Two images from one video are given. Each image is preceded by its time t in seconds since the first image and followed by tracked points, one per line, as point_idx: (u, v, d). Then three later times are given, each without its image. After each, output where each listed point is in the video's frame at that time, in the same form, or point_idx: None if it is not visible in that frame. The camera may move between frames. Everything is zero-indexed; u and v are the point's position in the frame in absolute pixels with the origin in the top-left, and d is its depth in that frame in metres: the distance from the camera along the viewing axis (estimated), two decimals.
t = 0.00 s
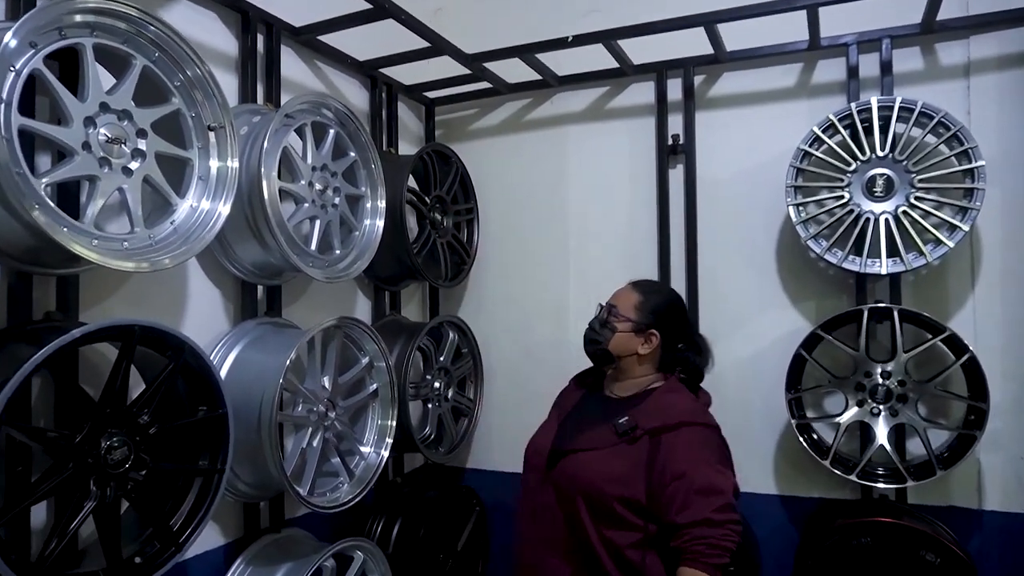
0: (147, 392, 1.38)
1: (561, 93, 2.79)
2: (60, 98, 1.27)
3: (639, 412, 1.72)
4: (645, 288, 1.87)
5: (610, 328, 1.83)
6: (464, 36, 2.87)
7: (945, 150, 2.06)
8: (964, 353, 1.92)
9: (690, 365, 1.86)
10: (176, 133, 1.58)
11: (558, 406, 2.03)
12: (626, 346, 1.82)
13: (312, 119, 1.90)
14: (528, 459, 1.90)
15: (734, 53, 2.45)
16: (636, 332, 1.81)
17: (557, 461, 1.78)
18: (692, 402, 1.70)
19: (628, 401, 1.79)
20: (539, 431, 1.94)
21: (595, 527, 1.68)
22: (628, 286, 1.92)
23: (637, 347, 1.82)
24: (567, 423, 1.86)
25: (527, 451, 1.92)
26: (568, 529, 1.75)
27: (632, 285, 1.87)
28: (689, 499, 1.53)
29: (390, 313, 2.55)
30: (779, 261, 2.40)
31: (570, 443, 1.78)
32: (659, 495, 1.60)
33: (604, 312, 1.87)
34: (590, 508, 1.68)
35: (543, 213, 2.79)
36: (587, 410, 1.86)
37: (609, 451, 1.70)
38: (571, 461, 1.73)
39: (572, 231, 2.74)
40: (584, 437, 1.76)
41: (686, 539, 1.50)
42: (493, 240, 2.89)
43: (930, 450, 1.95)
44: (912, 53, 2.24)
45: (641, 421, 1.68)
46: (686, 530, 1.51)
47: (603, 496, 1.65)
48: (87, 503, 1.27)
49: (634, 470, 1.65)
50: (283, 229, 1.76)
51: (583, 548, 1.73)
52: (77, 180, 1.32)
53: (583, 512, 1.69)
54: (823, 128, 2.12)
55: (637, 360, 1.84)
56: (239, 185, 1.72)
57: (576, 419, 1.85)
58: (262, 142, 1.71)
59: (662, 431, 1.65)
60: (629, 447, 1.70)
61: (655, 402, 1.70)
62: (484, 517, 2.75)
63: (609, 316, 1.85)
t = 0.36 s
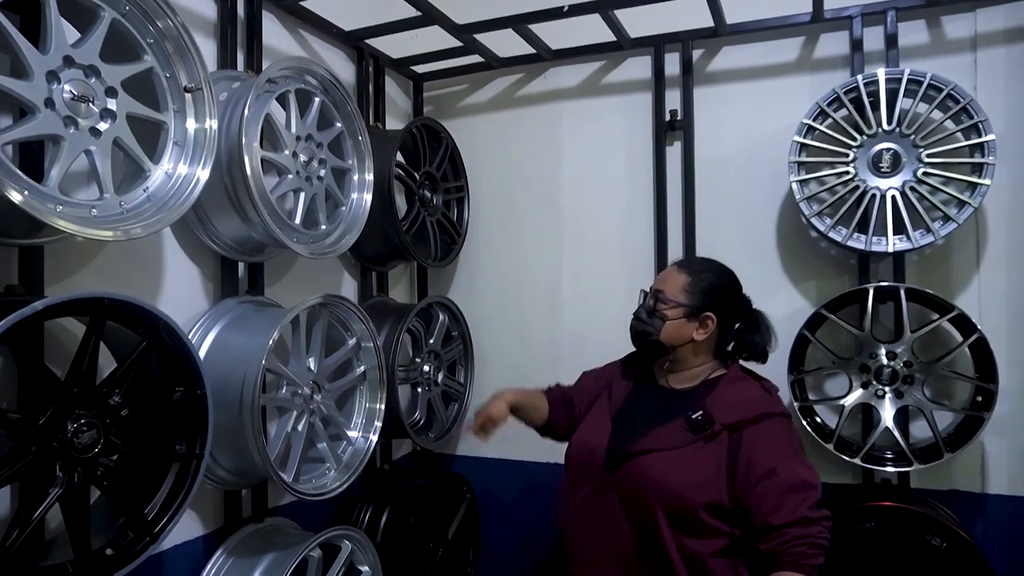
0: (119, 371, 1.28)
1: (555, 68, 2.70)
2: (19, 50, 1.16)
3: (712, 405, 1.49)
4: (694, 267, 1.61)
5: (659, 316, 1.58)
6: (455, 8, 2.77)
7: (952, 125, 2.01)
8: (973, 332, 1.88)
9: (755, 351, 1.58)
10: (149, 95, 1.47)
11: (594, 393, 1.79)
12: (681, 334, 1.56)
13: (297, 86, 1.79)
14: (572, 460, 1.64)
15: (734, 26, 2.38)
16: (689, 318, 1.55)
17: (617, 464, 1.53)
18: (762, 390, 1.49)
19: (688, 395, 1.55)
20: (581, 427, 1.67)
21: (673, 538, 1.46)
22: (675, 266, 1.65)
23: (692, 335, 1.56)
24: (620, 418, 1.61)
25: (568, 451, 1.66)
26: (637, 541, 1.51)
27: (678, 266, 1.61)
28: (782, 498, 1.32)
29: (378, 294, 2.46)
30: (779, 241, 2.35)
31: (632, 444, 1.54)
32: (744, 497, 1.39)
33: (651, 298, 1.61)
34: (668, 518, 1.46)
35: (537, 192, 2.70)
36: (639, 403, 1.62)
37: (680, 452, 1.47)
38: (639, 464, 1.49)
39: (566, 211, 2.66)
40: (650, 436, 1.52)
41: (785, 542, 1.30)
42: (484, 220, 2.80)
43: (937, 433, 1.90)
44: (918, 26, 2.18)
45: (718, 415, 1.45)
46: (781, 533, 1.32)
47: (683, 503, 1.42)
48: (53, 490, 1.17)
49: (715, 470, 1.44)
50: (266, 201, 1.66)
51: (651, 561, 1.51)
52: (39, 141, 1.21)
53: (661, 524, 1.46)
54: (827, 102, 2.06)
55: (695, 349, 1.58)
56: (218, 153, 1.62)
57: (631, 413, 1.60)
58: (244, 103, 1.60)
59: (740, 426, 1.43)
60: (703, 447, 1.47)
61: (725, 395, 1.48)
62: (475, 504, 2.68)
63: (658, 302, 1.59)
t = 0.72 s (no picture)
0: (80, 342, 1.20)
1: (534, 36, 2.62)
2: None
3: (728, 380, 1.45)
4: (683, 236, 1.55)
5: (656, 291, 1.51)
6: None
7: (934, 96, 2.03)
8: (954, 302, 1.90)
9: (754, 312, 1.57)
10: (108, 47, 1.37)
11: (589, 348, 1.67)
12: (680, 307, 1.50)
13: (267, 46, 1.70)
14: (576, 432, 1.55)
15: None
16: (687, 287, 1.50)
17: (629, 440, 1.46)
18: (769, 363, 1.49)
19: (700, 372, 1.48)
20: (582, 395, 1.57)
21: (689, 516, 1.43)
22: (658, 238, 1.59)
23: (691, 305, 1.50)
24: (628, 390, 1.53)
25: (571, 421, 1.56)
26: (648, 517, 1.47)
27: (663, 236, 1.55)
28: (801, 475, 1.36)
29: (351, 269, 2.38)
30: (760, 214, 2.34)
31: (644, 419, 1.46)
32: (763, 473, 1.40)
33: (643, 274, 1.54)
34: (685, 497, 1.42)
35: (516, 164, 2.64)
36: (645, 374, 1.53)
37: (699, 429, 1.42)
38: (655, 442, 1.43)
39: (546, 183, 2.60)
40: (664, 411, 1.45)
41: (804, 518, 1.37)
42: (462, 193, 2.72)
43: (918, 402, 1.92)
44: None
45: (736, 392, 1.43)
46: (800, 508, 1.37)
47: (704, 482, 1.39)
48: (10, 469, 1.09)
49: (734, 448, 1.41)
50: (237, 167, 1.57)
51: (659, 537, 1.47)
52: None
53: (678, 502, 1.41)
54: (812, 71, 2.04)
55: (695, 321, 1.53)
56: (183, 114, 1.52)
57: (639, 385, 1.51)
58: (212, 58, 1.50)
59: (757, 403, 1.42)
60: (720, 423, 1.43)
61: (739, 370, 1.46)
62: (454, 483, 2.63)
63: (652, 277, 1.52)
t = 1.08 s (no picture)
0: (64, 323, 1.15)
1: (518, 16, 2.59)
2: None
3: (723, 363, 1.45)
4: (673, 218, 1.56)
5: (654, 276, 1.53)
6: None
7: (916, 79, 2.06)
8: (936, 284, 1.94)
9: (745, 288, 1.59)
10: (86, 15, 1.31)
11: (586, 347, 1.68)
12: (679, 290, 1.53)
13: (252, 20, 1.64)
14: (569, 422, 1.55)
15: None
16: (684, 270, 1.51)
17: (623, 426, 1.47)
18: (767, 345, 1.48)
19: (696, 353, 1.50)
20: (575, 386, 1.58)
21: (686, 500, 1.41)
22: (649, 222, 1.60)
23: (690, 287, 1.53)
24: (622, 380, 1.53)
25: (562, 412, 1.57)
26: (644, 505, 1.45)
27: (655, 220, 1.56)
28: (794, 457, 1.35)
29: (334, 252, 2.34)
30: (744, 197, 2.36)
31: (638, 406, 1.47)
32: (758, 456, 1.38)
33: (638, 260, 1.56)
34: (681, 480, 1.41)
35: (500, 146, 2.62)
36: (639, 358, 1.56)
37: (695, 411, 1.42)
38: (649, 427, 1.43)
39: (530, 165, 2.59)
40: (657, 398, 1.45)
41: (796, 501, 1.34)
42: (445, 175, 2.69)
43: (899, 381, 1.96)
44: None
45: (730, 374, 1.43)
46: (792, 490, 1.35)
47: (699, 466, 1.39)
48: None
49: (728, 431, 1.41)
50: (223, 145, 1.53)
51: (654, 521, 1.45)
52: None
53: (674, 487, 1.40)
54: (798, 53, 2.06)
55: (694, 303, 1.55)
56: (166, 90, 1.47)
57: (633, 372, 1.54)
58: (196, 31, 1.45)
59: (753, 385, 1.41)
60: (717, 407, 1.43)
61: (735, 352, 1.46)
62: (438, 468, 2.62)
63: (648, 262, 1.54)
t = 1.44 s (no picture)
0: (89, 302, 1.17)
1: (518, 4, 2.61)
2: None
3: (715, 339, 1.45)
4: (667, 205, 1.57)
5: (652, 264, 1.53)
6: None
7: (911, 70, 2.11)
8: (928, 270, 2.00)
9: (741, 265, 1.61)
10: None
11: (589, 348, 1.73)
12: (677, 275, 1.53)
13: (262, 4, 1.65)
14: (575, 409, 1.60)
15: None
16: (681, 254, 1.52)
17: (619, 405, 1.49)
18: (764, 319, 1.46)
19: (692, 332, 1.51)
20: (583, 375, 1.62)
21: (685, 476, 1.42)
22: (642, 212, 1.61)
23: (688, 270, 1.53)
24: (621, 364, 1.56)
25: (570, 401, 1.61)
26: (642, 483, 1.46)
27: (648, 209, 1.56)
28: (788, 430, 1.33)
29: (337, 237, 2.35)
30: (742, 184, 2.40)
31: (633, 385, 1.49)
32: (753, 430, 1.38)
33: (636, 250, 1.56)
34: (678, 457, 1.42)
35: (500, 133, 2.64)
36: (638, 344, 1.58)
37: (688, 388, 1.43)
38: (643, 405, 1.45)
39: (530, 152, 2.61)
40: (652, 375, 1.47)
41: (789, 475, 1.32)
42: (445, 162, 2.71)
43: (892, 363, 2.02)
44: None
45: (722, 349, 1.42)
46: (783, 464, 1.33)
47: (690, 441, 1.39)
48: (23, 433, 1.06)
49: (723, 405, 1.41)
50: (237, 129, 1.54)
51: (656, 501, 1.45)
52: None
53: (668, 462, 1.41)
54: (797, 43, 2.10)
55: (694, 286, 1.55)
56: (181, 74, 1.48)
57: (631, 354, 1.56)
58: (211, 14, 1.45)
59: (747, 358, 1.40)
60: (711, 381, 1.43)
61: (731, 327, 1.45)
62: (439, 452, 2.65)
63: (645, 250, 1.54)
